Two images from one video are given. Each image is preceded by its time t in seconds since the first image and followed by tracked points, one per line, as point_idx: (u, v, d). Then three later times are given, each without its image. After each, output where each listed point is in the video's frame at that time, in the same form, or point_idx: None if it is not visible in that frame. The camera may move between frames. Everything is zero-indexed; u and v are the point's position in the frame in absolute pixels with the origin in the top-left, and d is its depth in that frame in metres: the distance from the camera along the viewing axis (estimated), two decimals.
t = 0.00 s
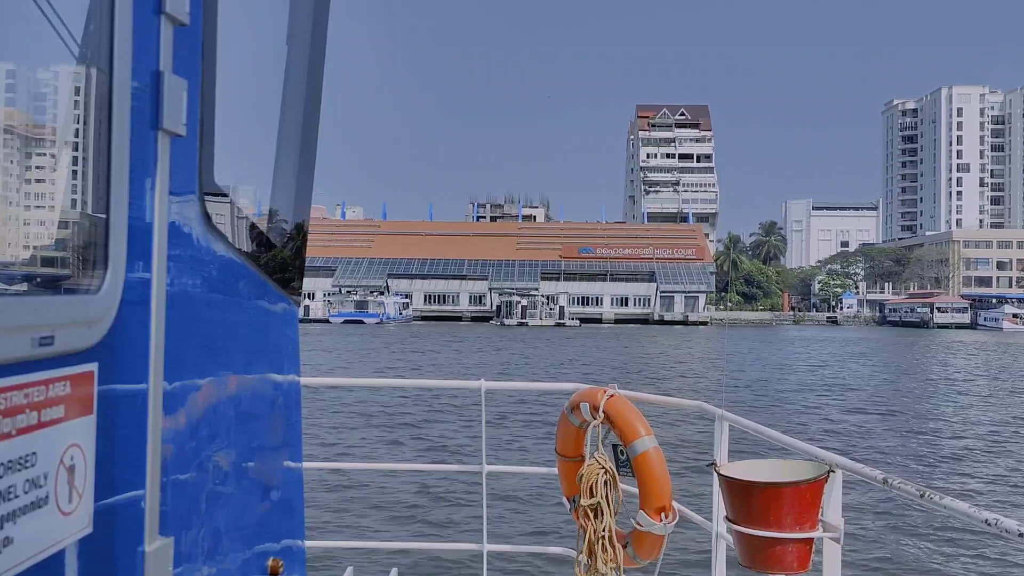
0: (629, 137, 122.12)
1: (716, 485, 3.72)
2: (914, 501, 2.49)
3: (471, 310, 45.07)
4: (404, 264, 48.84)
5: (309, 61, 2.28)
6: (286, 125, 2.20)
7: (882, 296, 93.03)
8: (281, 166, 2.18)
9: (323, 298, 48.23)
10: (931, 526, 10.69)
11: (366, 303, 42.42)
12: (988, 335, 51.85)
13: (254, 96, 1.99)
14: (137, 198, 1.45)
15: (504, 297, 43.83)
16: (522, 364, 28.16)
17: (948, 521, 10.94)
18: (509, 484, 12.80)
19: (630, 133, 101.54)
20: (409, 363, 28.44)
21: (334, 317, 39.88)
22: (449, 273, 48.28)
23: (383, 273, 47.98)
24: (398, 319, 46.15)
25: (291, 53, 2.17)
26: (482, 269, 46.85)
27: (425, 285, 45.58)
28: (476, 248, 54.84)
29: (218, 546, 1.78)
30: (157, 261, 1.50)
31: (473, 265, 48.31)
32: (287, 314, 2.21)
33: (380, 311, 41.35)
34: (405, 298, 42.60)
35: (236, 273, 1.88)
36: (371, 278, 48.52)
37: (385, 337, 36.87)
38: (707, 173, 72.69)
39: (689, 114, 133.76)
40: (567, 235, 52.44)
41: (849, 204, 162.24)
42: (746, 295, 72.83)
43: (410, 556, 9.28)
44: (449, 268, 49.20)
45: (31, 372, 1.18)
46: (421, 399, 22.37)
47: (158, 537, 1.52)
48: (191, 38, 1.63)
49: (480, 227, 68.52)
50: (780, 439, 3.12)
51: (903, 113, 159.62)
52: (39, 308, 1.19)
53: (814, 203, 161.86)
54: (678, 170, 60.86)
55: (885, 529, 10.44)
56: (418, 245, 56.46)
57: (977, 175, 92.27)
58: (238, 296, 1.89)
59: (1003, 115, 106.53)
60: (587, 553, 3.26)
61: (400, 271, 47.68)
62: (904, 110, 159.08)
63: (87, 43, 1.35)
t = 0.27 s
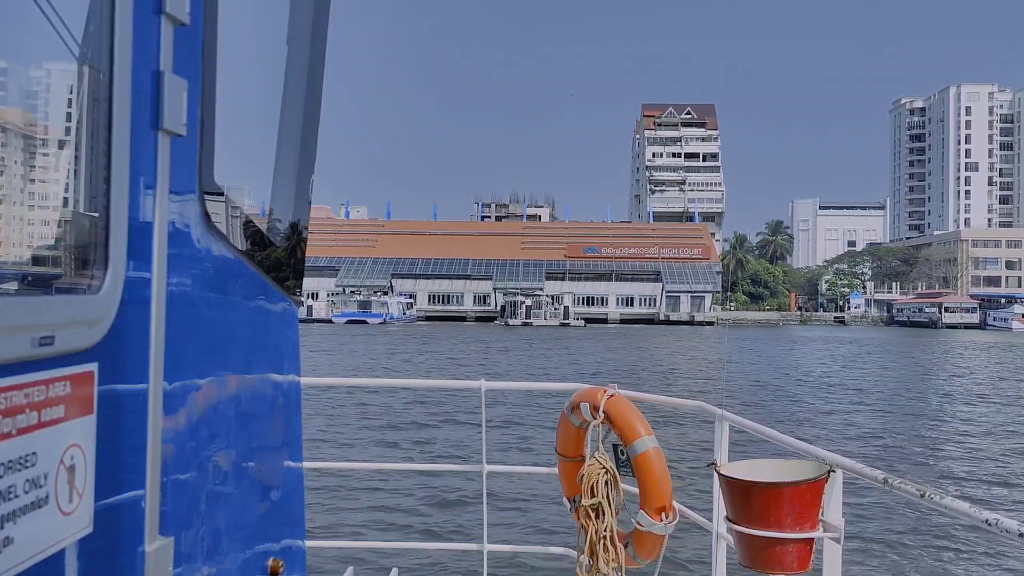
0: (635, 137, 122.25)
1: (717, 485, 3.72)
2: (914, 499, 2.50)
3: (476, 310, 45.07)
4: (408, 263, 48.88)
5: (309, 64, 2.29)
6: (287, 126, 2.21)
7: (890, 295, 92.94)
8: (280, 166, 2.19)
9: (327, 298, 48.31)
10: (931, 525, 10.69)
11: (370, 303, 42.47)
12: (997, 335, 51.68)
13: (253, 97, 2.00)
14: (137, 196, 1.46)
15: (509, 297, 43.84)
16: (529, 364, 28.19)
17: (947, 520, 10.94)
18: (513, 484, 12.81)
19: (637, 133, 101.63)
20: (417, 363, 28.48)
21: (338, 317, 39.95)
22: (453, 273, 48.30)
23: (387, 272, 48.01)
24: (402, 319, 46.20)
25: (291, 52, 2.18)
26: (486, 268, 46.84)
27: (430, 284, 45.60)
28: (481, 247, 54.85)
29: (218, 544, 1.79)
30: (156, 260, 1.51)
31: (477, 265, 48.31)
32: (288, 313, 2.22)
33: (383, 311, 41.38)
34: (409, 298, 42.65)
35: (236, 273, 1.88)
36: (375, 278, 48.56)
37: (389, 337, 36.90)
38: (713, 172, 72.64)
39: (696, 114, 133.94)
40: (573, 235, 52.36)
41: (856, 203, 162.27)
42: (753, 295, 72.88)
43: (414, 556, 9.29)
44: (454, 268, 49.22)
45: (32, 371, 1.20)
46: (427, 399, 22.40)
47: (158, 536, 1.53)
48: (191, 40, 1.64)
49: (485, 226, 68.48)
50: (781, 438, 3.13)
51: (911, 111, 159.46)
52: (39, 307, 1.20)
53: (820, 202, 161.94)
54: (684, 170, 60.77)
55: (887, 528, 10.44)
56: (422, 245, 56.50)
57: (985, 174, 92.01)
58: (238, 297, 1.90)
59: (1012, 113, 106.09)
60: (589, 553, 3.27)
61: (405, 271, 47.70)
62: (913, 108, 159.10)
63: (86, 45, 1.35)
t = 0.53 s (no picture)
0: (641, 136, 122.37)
1: (717, 485, 3.71)
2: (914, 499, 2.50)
3: (480, 310, 45.04)
4: (412, 263, 48.89)
5: (311, 64, 2.28)
6: (288, 126, 2.20)
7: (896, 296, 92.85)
8: (281, 165, 2.18)
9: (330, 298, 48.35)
10: (932, 526, 10.68)
11: (373, 303, 42.47)
12: (1005, 335, 51.50)
13: (254, 97, 1.99)
14: (137, 194, 1.45)
15: (513, 297, 43.80)
16: (535, 364, 28.16)
17: (948, 520, 10.93)
18: (516, 484, 12.80)
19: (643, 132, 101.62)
20: (423, 363, 28.48)
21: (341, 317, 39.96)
22: (458, 272, 48.29)
23: (390, 272, 47.99)
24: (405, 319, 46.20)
25: (291, 52, 2.17)
26: (490, 268, 46.80)
27: (434, 284, 45.59)
28: (485, 247, 54.80)
29: (218, 545, 1.78)
30: (156, 261, 1.50)
31: (481, 265, 48.26)
32: (287, 313, 2.22)
33: (386, 311, 41.37)
34: (413, 298, 42.62)
35: (237, 273, 1.88)
36: (378, 278, 48.55)
37: (393, 337, 36.91)
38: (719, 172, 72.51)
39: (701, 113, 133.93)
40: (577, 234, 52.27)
41: (863, 203, 162.27)
42: (759, 295, 72.85)
43: (417, 556, 9.28)
44: (458, 268, 49.20)
45: (32, 371, 1.19)
46: (434, 399, 22.40)
47: (157, 537, 1.52)
48: (191, 39, 1.63)
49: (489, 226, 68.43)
50: (780, 438, 3.12)
51: (918, 109, 159.20)
52: (40, 306, 1.19)
53: (827, 202, 161.90)
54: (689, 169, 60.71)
55: (888, 528, 10.43)
56: (426, 245, 56.45)
57: (994, 173, 91.70)
58: (239, 297, 1.90)
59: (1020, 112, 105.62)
60: (588, 553, 3.26)
61: (408, 271, 47.67)
62: (920, 107, 158.80)
63: (86, 44, 1.35)
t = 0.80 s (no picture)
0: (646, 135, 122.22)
1: (716, 485, 3.69)
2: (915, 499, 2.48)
3: (483, 310, 44.99)
4: (416, 263, 48.87)
5: (309, 69, 2.26)
6: (287, 123, 2.18)
7: (903, 297, 92.74)
8: (283, 164, 2.16)
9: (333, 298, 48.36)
10: (933, 525, 10.65)
11: (376, 303, 42.45)
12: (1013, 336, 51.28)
13: (254, 95, 1.97)
14: (134, 195, 1.42)
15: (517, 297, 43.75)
16: (541, 365, 28.11)
17: (949, 520, 10.90)
18: (518, 485, 12.77)
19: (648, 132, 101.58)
20: (428, 363, 28.44)
21: (345, 318, 39.95)
22: (461, 273, 48.24)
23: (393, 273, 47.94)
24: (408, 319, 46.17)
25: (292, 50, 2.14)
26: (494, 269, 46.73)
27: (437, 284, 45.57)
28: (489, 248, 54.73)
29: (218, 546, 1.76)
30: (156, 261, 1.48)
31: (485, 265, 48.18)
32: (287, 314, 2.19)
33: (389, 311, 41.36)
34: (416, 298, 42.60)
35: (236, 273, 1.86)
36: (382, 278, 48.51)
37: (397, 337, 36.88)
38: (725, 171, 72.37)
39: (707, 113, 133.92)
40: (582, 234, 52.16)
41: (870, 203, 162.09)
42: (765, 295, 72.72)
43: (418, 556, 9.25)
44: (462, 268, 49.14)
45: (33, 372, 1.17)
46: (438, 399, 22.37)
47: (157, 538, 1.49)
48: (192, 36, 1.60)
49: (494, 226, 68.34)
50: (781, 438, 3.10)
51: (925, 109, 158.92)
52: (41, 306, 1.17)
53: (834, 202, 161.86)
54: (695, 169, 60.59)
55: (891, 529, 10.41)
56: (430, 245, 56.39)
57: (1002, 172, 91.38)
58: (240, 295, 1.87)
59: None
60: (588, 554, 3.23)
61: (411, 271, 47.60)
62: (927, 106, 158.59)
63: (87, 42, 1.32)
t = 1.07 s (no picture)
0: (652, 135, 122.34)
1: (716, 485, 3.75)
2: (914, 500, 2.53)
3: (487, 310, 44.99)
4: (419, 263, 48.95)
5: (309, 75, 2.32)
6: (286, 126, 2.23)
7: (911, 296, 92.65)
8: (282, 167, 2.21)
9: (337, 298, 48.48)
10: (933, 526, 10.69)
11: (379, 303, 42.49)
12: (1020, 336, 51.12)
13: (253, 98, 2.02)
14: (132, 196, 1.48)
15: (521, 297, 43.77)
16: (548, 365, 28.11)
17: (948, 520, 10.94)
18: (519, 484, 12.83)
19: (654, 131, 101.64)
20: (434, 364, 28.48)
21: (348, 318, 40.05)
22: (465, 273, 48.28)
23: (397, 273, 47.96)
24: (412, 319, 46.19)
25: (291, 54, 2.19)
26: (498, 269, 46.72)
27: (441, 284, 45.64)
28: (493, 247, 54.73)
29: (218, 543, 1.82)
30: (157, 263, 1.54)
31: (489, 265, 48.18)
32: (288, 315, 2.25)
33: (392, 311, 41.46)
34: (419, 298, 42.67)
35: (236, 276, 1.92)
36: (385, 278, 48.54)
37: (402, 338, 36.92)
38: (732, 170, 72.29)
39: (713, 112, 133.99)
40: (586, 233, 52.13)
41: (877, 202, 162.02)
42: (771, 295, 72.69)
43: (419, 556, 9.31)
44: (466, 268, 49.16)
45: (33, 370, 1.23)
46: (443, 399, 22.44)
47: (159, 535, 1.54)
48: (191, 43, 1.66)
49: (498, 225, 68.32)
50: (781, 439, 3.16)
51: (933, 107, 158.73)
52: (40, 307, 1.23)
53: (841, 202, 161.84)
54: (701, 168, 60.50)
55: (891, 530, 10.45)
56: (433, 245, 56.41)
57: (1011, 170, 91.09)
58: (240, 298, 1.93)
59: None
60: (587, 553, 3.29)
61: (415, 271, 47.63)
62: (934, 105, 158.40)
63: (86, 49, 1.39)
